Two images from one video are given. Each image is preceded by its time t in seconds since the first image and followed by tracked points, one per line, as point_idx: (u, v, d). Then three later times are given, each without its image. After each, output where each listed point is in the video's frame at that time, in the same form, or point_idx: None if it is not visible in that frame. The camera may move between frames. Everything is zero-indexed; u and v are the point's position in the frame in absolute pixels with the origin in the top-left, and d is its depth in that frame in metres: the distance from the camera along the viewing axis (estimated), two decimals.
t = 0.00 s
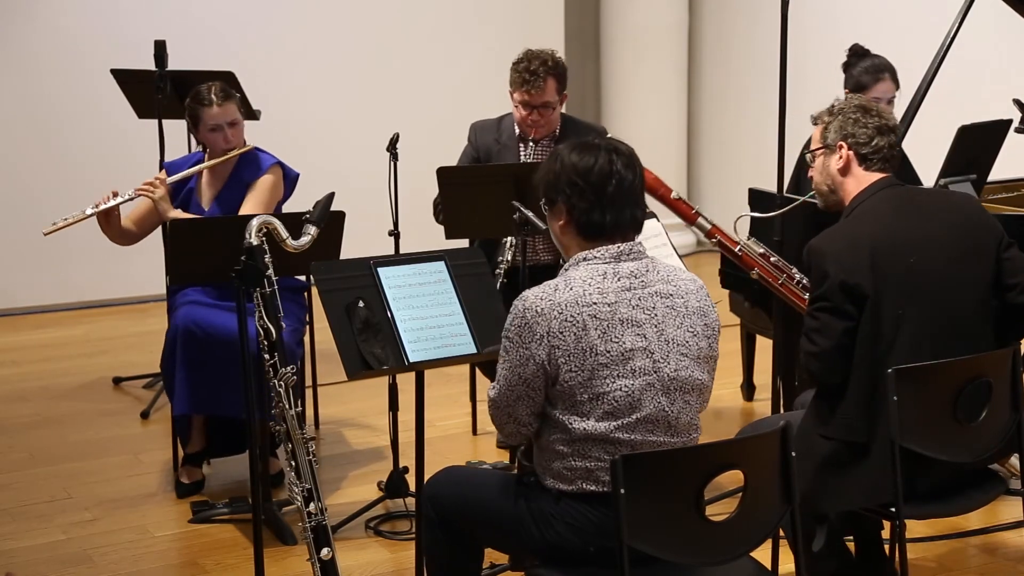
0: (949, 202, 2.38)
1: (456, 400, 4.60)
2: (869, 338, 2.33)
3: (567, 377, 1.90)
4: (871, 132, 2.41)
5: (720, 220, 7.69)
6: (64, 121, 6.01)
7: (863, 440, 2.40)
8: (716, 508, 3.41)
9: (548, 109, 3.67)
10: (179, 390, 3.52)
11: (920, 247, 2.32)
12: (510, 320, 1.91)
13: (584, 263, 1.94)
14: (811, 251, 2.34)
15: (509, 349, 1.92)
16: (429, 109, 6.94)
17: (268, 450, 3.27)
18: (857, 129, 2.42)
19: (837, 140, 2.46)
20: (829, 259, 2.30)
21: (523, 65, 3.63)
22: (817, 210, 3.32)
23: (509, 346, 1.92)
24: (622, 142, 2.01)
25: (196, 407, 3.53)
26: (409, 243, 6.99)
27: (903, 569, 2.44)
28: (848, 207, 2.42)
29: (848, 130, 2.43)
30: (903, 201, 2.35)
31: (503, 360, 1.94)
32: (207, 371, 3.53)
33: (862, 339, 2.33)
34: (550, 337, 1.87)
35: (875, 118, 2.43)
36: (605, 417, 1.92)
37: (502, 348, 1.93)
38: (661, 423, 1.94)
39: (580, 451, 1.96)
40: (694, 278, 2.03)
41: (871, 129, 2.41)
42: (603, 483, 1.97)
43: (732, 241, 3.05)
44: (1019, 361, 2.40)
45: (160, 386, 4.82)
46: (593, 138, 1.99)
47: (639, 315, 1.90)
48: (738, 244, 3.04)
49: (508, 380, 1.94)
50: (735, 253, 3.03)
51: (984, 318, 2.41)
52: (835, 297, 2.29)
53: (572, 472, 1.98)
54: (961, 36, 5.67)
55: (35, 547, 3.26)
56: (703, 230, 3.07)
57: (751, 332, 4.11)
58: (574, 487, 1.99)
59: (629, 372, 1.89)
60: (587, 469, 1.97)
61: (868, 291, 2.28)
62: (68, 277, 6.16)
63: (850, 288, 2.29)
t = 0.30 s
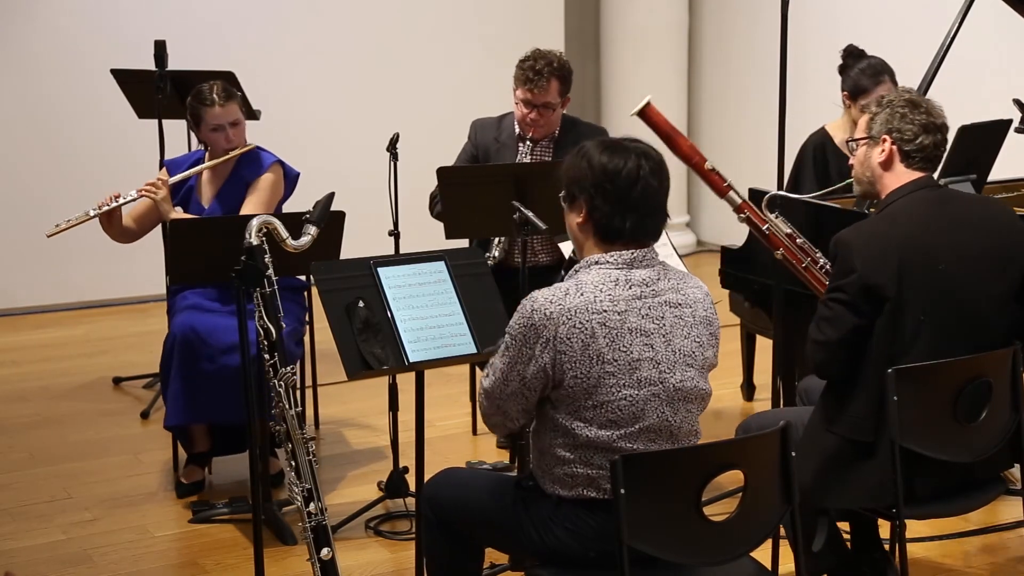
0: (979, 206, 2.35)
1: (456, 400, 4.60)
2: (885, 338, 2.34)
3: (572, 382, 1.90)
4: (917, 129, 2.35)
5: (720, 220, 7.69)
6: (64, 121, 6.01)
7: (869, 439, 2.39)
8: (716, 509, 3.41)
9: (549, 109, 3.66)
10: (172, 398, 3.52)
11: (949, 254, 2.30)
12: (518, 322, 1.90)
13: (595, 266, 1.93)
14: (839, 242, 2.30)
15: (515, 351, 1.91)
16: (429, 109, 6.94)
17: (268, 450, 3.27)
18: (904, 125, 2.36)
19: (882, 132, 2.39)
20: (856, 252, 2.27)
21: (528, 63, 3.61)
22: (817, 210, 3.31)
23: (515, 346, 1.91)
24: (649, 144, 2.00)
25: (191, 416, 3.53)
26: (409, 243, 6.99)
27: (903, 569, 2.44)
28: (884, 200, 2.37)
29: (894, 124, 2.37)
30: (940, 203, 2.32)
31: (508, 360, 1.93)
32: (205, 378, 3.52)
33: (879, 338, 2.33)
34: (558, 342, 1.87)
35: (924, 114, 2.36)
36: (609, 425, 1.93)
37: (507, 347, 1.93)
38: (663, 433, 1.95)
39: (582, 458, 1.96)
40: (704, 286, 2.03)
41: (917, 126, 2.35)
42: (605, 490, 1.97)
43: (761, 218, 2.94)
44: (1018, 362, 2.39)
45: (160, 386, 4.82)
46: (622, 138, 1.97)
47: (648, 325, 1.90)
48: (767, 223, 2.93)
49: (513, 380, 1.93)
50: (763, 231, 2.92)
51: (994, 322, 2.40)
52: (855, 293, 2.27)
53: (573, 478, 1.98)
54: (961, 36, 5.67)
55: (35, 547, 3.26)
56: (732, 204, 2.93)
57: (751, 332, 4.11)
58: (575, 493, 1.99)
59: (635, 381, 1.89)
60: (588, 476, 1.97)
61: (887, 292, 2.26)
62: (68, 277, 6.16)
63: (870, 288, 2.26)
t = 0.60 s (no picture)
0: (1003, 214, 2.32)
1: (456, 399, 4.60)
2: (906, 343, 2.34)
3: (553, 381, 1.91)
4: (945, 136, 2.34)
5: (720, 220, 7.69)
6: (64, 121, 6.01)
7: (880, 450, 2.38)
8: (716, 508, 3.41)
9: (547, 103, 3.67)
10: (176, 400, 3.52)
11: (967, 264, 2.28)
12: (501, 319, 1.93)
13: (583, 267, 1.93)
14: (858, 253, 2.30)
15: (500, 346, 1.95)
16: (429, 109, 6.94)
17: (268, 450, 3.27)
18: (931, 132, 2.35)
19: (908, 138, 2.39)
20: (875, 267, 2.26)
21: (525, 58, 3.64)
22: (818, 210, 3.30)
23: (500, 341, 1.94)
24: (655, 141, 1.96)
25: (194, 419, 3.52)
26: (409, 243, 6.99)
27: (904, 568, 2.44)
28: (907, 208, 2.38)
29: (921, 131, 2.37)
30: (964, 214, 2.29)
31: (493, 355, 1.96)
32: (206, 380, 3.52)
33: (899, 347, 2.34)
34: (537, 341, 1.89)
35: (952, 120, 2.35)
36: (592, 426, 1.93)
37: (493, 342, 1.96)
38: (648, 434, 1.94)
39: (567, 457, 1.97)
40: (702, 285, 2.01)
41: (945, 133, 2.34)
42: (595, 491, 1.97)
43: (780, 208, 2.93)
44: (1019, 362, 2.39)
45: (160, 386, 4.82)
46: (627, 134, 1.94)
47: (632, 328, 1.89)
48: (785, 214, 2.92)
49: (499, 373, 1.97)
50: (780, 223, 2.92)
51: (1003, 331, 2.38)
52: (878, 308, 2.27)
53: (561, 478, 1.99)
54: (961, 36, 5.67)
55: (35, 547, 3.26)
56: (753, 192, 2.96)
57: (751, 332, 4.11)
58: (566, 492, 1.99)
59: (616, 383, 1.90)
60: (575, 476, 1.97)
61: (910, 309, 2.27)
62: (68, 277, 6.16)
63: (893, 301, 2.26)
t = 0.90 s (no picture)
0: (980, 213, 2.34)
1: (456, 399, 4.60)
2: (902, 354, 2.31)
3: (550, 382, 1.91)
4: (911, 145, 2.37)
5: (720, 220, 7.69)
6: (65, 121, 6.01)
7: (881, 461, 2.38)
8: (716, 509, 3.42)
9: (541, 93, 3.68)
10: (181, 401, 3.52)
11: (956, 270, 2.28)
12: (497, 323, 1.92)
13: (576, 267, 1.93)
14: (845, 275, 2.28)
15: (496, 351, 1.94)
16: (429, 109, 6.94)
17: (268, 450, 3.27)
18: (897, 143, 2.37)
19: (875, 151, 2.41)
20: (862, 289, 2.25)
21: (516, 51, 3.63)
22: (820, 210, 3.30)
23: (496, 347, 1.93)
24: (632, 142, 2.00)
25: (200, 420, 3.53)
26: (409, 243, 6.99)
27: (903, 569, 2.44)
28: (885, 220, 2.39)
29: (887, 142, 2.39)
30: (943, 221, 2.30)
31: (490, 360, 1.96)
32: (207, 380, 3.53)
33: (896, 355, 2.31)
34: (533, 343, 1.88)
35: (916, 129, 2.37)
36: (589, 426, 1.92)
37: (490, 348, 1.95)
38: (647, 434, 1.93)
39: (565, 459, 1.96)
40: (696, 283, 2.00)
41: (910, 142, 2.36)
42: (593, 492, 1.96)
43: (756, 228, 2.90)
44: (1018, 362, 2.39)
45: (160, 386, 4.82)
46: (604, 137, 1.97)
47: (627, 326, 1.89)
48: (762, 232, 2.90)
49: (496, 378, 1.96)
50: (758, 242, 2.90)
51: (999, 332, 2.39)
52: (870, 328, 2.26)
53: (560, 480, 1.98)
54: (961, 35, 5.67)
55: (35, 547, 3.26)
56: (728, 216, 2.95)
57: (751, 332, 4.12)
58: (564, 494, 1.99)
59: (613, 382, 1.89)
60: (574, 478, 1.96)
61: (901, 324, 2.26)
62: (68, 277, 6.16)
63: (885, 319, 2.25)
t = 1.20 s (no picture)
0: (949, 209, 2.36)
1: (456, 400, 4.60)
2: (879, 355, 2.31)
3: (566, 383, 1.90)
4: (874, 150, 2.39)
5: (720, 220, 7.69)
6: (64, 121, 6.01)
7: (874, 461, 2.38)
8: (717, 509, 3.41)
9: (525, 79, 3.69)
10: (179, 400, 3.52)
11: (934, 269, 2.28)
12: (508, 329, 1.92)
13: (581, 268, 1.94)
14: (814, 281, 2.28)
15: (508, 357, 1.93)
16: (429, 109, 6.94)
17: (267, 450, 3.27)
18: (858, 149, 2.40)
19: (839, 159, 2.44)
20: (834, 293, 2.24)
21: (495, 43, 3.70)
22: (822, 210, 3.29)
23: (509, 354, 1.92)
24: (618, 146, 2.02)
25: (199, 419, 3.53)
26: (409, 243, 6.99)
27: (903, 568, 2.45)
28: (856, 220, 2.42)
29: (850, 150, 2.41)
30: (909, 220, 2.32)
31: (501, 368, 1.95)
32: (208, 380, 3.53)
33: (874, 358, 2.31)
34: (547, 344, 1.88)
35: (878, 135, 2.39)
36: (607, 423, 1.92)
37: (501, 356, 1.94)
38: (663, 427, 1.94)
39: (582, 458, 1.95)
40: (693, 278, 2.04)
41: (872, 148, 2.39)
42: (607, 491, 1.96)
43: (728, 246, 2.95)
44: (1016, 362, 2.40)
45: (160, 386, 4.82)
46: (590, 144, 1.99)
47: (638, 320, 1.90)
48: (735, 251, 2.94)
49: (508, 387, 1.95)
50: (734, 260, 2.94)
51: (988, 330, 2.40)
52: (841, 332, 2.25)
53: (575, 480, 1.97)
54: (961, 36, 5.68)
55: (35, 547, 3.26)
56: (698, 238, 2.96)
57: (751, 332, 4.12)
58: (577, 494, 1.98)
59: (629, 377, 1.89)
60: (590, 476, 1.96)
61: (874, 328, 2.25)
62: (68, 277, 6.16)
63: (859, 323, 2.24)
